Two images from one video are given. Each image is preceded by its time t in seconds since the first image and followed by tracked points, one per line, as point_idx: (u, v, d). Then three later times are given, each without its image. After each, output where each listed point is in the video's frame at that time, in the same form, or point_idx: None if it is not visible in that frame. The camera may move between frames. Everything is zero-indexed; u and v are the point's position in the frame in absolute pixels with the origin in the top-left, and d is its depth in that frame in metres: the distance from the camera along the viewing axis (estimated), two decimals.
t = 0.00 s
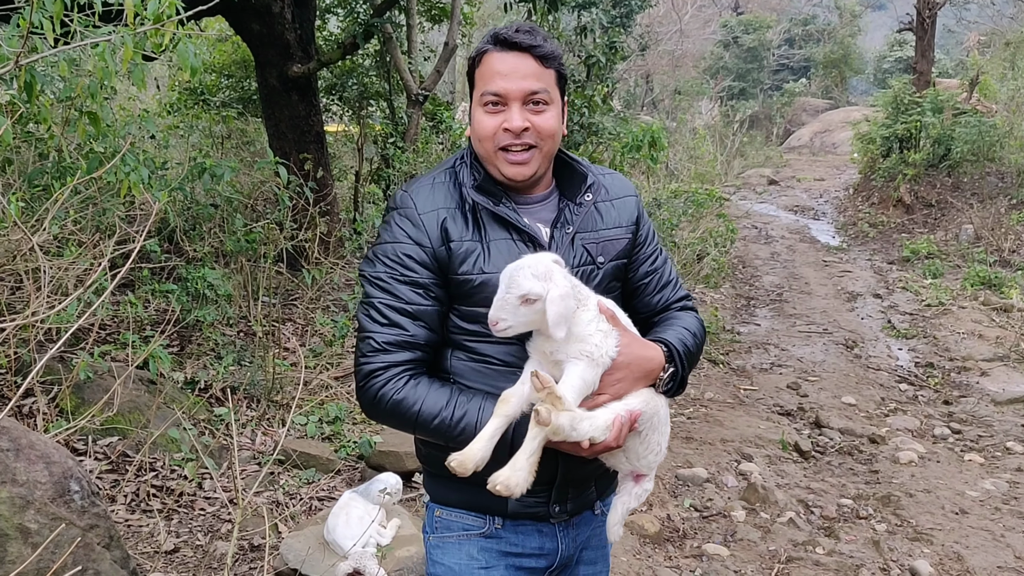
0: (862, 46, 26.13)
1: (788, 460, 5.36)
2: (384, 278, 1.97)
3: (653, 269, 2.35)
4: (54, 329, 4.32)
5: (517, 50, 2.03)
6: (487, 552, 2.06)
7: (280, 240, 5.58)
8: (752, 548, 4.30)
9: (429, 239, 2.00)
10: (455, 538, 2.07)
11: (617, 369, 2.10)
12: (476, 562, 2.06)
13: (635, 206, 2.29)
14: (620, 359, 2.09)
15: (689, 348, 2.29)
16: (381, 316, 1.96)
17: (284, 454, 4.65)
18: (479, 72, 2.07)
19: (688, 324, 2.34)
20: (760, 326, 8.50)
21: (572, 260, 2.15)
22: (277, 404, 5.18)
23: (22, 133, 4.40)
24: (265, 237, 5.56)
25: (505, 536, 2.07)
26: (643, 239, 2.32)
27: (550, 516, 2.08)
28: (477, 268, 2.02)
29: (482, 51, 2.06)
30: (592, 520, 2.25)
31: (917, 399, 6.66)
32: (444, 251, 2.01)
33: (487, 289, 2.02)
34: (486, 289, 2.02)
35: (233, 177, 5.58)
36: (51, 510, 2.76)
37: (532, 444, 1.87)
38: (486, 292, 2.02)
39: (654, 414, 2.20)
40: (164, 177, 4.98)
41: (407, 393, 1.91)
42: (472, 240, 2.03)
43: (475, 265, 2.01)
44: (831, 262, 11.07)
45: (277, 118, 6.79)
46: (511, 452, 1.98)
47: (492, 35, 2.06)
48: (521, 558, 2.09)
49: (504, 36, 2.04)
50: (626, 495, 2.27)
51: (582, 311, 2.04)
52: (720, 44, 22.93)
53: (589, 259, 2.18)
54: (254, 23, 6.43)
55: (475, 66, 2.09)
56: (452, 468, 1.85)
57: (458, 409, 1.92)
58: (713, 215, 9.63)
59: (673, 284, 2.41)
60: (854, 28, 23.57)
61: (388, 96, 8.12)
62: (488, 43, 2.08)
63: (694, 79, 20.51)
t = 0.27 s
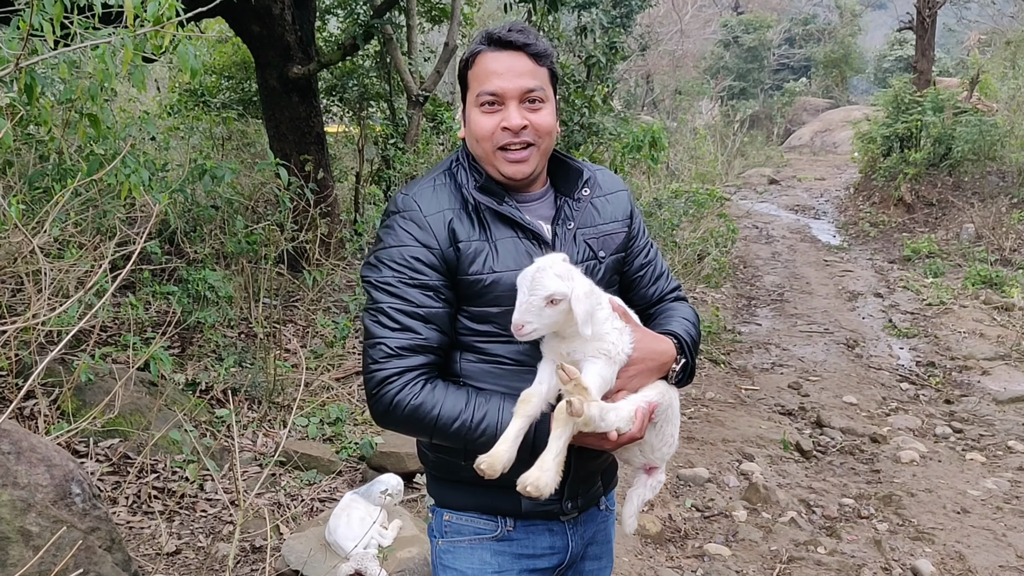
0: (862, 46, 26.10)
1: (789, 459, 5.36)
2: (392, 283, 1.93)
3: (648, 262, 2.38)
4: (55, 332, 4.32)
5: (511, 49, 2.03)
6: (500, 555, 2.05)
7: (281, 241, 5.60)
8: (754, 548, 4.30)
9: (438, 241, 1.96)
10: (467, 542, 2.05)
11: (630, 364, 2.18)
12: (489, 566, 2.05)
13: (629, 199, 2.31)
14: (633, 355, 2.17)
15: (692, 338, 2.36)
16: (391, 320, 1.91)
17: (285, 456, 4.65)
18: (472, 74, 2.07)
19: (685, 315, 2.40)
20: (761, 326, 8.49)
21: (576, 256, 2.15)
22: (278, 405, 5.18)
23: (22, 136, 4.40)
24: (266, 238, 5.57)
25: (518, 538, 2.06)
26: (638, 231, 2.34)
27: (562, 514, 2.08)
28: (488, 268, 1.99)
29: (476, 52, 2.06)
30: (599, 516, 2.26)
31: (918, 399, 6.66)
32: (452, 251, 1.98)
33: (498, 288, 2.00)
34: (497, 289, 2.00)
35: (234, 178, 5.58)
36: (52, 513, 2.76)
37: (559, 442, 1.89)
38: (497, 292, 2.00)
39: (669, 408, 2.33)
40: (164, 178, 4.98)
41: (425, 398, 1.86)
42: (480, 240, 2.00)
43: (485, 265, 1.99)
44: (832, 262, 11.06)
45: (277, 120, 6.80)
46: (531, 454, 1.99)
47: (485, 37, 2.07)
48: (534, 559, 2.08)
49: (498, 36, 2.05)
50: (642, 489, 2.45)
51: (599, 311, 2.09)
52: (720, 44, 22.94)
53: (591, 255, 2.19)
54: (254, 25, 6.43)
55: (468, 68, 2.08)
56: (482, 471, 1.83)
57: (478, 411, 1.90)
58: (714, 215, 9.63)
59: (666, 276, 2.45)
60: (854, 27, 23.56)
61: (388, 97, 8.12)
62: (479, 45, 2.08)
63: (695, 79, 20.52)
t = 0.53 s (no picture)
0: (865, 47, 26.09)
1: (792, 461, 5.35)
2: (398, 288, 1.90)
3: (645, 259, 2.38)
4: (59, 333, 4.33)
5: (531, 84, 1.89)
6: (509, 557, 2.04)
7: (284, 242, 5.62)
8: (757, 550, 4.30)
9: (443, 246, 1.94)
10: (477, 544, 2.04)
11: (637, 361, 2.20)
12: (498, 568, 2.04)
13: (624, 197, 2.31)
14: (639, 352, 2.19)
15: (692, 334, 2.37)
16: (398, 325, 1.90)
17: (288, 457, 4.66)
18: (483, 99, 1.92)
19: (683, 311, 2.40)
20: (763, 327, 8.48)
21: (579, 255, 2.14)
22: (281, 407, 5.19)
23: (26, 137, 4.41)
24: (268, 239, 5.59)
25: (527, 539, 2.06)
26: (634, 229, 2.34)
27: (571, 513, 2.07)
28: (494, 270, 1.98)
29: (490, 81, 1.90)
30: (605, 514, 2.27)
31: (921, 400, 6.64)
32: (457, 254, 1.96)
33: (504, 289, 1.98)
34: (504, 291, 1.98)
35: (237, 180, 5.59)
36: (55, 514, 2.76)
37: (571, 441, 1.93)
38: (503, 293, 1.98)
39: (674, 404, 2.35)
40: (167, 180, 4.99)
41: (436, 401, 1.85)
42: (485, 242, 1.98)
43: (491, 267, 1.97)
44: (835, 263, 11.04)
45: (280, 121, 6.80)
46: (544, 455, 2.00)
47: (498, 60, 1.90)
48: (543, 560, 2.08)
49: (515, 65, 1.88)
50: (647, 484, 2.47)
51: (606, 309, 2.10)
52: (722, 45, 22.96)
53: (592, 253, 2.18)
54: (257, 26, 6.44)
55: (478, 92, 1.93)
56: (498, 472, 1.85)
57: (489, 413, 1.90)
58: (716, 217, 9.63)
59: (663, 273, 2.45)
60: (856, 28, 23.53)
61: (391, 99, 8.13)
62: (492, 67, 1.90)
63: (697, 80, 20.54)
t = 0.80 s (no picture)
0: (868, 46, 26.06)
1: (794, 460, 5.35)
2: (398, 287, 1.90)
3: (646, 258, 2.37)
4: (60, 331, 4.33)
5: (534, 106, 1.86)
6: (510, 554, 2.04)
7: (285, 241, 5.62)
8: (758, 549, 4.30)
9: (443, 246, 1.94)
10: (478, 541, 2.04)
11: (638, 362, 2.18)
12: (499, 565, 2.04)
13: (625, 196, 2.31)
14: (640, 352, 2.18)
15: (693, 333, 2.36)
16: (399, 325, 1.90)
17: (289, 455, 4.67)
18: (486, 116, 1.89)
19: (684, 310, 2.40)
20: (765, 326, 8.48)
21: (580, 254, 2.14)
22: (283, 405, 5.19)
23: (28, 136, 4.41)
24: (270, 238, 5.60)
25: (529, 536, 2.06)
26: (635, 228, 2.33)
27: (572, 511, 2.07)
28: (493, 269, 1.97)
29: (493, 99, 1.86)
30: (607, 512, 2.26)
31: (923, 400, 6.64)
32: (458, 254, 1.96)
33: (504, 289, 1.98)
34: (503, 290, 1.98)
35: (239, 178, 5.59)
36: (56, 512, 2.76)
37: (564, 436, 1.93)
38: (503, 292, 1.98)
39: (676, 402, 2.34)
40: (169, 178, 5.00)
41: (437, 400, 1.85)
42: (484, 242, 1.98)
43: (491, 267, 1.97)
44: (837, 263, 11.03)
45: (282, 119, 6.81)
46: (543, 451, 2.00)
47: (501, 78, 1.86)
48: (544, 557, 2.08)
49: (518, 86, 1.85)
50: (645, 484, 2.44)
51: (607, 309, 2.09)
52: (725, 44, 22.96)
53: (593, 252, 2.17)
54: (259, 24, 6.44)
55: (481, 107, 1.90)
56: (497, 467, 1.85)
57: (489, 412, 1.91)
58: (718, 215, 9.63)
59: (664, 272, 2.44)
60: (859, 27, 23.51)
61: (393, 97, 8.13)
62: (496, 87, 1.86)
63: (700, 79, 20.54)
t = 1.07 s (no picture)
0: (871, 45, 26.02)
1: (796, 459, 5.34)
2: (398, 303, 1.90)
3: (649, 254, 2.35)
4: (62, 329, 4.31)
5: (519, 116, 1.82)
6: (514, 548, 2.04)
7: (288, 239, 5.62)
8: (761, 548, 4.29)
9: (441, 259, 1.93)
10: (482, 534, 2.04)
11: (640, 367, 2.16)
12: (503, 558, 2.04)
13: (626, 193, 2.29)
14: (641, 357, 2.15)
15: (696, 330, 2.35)
16: (401, 340, 1.89)
17: (291, 453, 4.67)
18: (473, 130, 1.87)
19: (687, 305, 2.38)
20: (768, 325, 8.46)
21: (581, 258, 2.13)
22: (285, 403, 5.20)
23: (31, 133, 4.41)
24: (273, 236, 5.61)
25: (532, 531, 2.05)
26: (637, 225, 2.32)
27: (577, 508, 2.07)
28: (492, 281, 1.96)
29: (477, 113, 1.83)
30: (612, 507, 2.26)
31: (926, 399, 6.62)
32: (456, 266, 1.95)
33: (505, 299, 1.97)
34: (503, 300, 1.97)
35: (242, 176, 5.59)
36: (57, 509, 2.76)
37: (563, 438, 1.91)
38: (504, 302, 1.97)
39: (679, 402, 2.33)
40: (172, 176, 5.00)
41: (442, 414, 1.87)
42: (483, 253, 1.96)
43: (490, 278, 1.96)
44: (840, 262, 11.01)
45: (285, 117, 6.81)
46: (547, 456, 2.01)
47: (485, 91, 1.83)
48: (547, 551, 2.07)
49: (501, 99, 1.81)
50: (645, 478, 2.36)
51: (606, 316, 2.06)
52: (728, 42, 22.97)
53: (595, 255, 2.16)
54: (262, 23, 6.45)
55: (467, 121, 1.87)
56: (497, 475, 1.87)
57: (493, 424, 1.91)
58: (721, 214, 9.63)
59: (667, 267, 2.43)
60: (862, 26, 23.47)
61: (396, 96, 8.13)
62: (480, 100, 1.84)
63: (703, 78, 20.54)
